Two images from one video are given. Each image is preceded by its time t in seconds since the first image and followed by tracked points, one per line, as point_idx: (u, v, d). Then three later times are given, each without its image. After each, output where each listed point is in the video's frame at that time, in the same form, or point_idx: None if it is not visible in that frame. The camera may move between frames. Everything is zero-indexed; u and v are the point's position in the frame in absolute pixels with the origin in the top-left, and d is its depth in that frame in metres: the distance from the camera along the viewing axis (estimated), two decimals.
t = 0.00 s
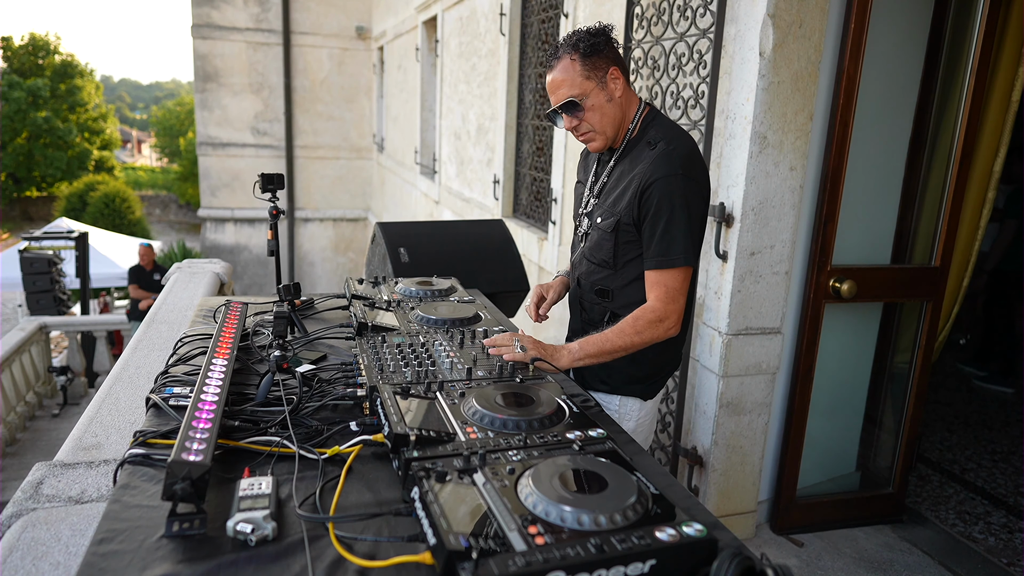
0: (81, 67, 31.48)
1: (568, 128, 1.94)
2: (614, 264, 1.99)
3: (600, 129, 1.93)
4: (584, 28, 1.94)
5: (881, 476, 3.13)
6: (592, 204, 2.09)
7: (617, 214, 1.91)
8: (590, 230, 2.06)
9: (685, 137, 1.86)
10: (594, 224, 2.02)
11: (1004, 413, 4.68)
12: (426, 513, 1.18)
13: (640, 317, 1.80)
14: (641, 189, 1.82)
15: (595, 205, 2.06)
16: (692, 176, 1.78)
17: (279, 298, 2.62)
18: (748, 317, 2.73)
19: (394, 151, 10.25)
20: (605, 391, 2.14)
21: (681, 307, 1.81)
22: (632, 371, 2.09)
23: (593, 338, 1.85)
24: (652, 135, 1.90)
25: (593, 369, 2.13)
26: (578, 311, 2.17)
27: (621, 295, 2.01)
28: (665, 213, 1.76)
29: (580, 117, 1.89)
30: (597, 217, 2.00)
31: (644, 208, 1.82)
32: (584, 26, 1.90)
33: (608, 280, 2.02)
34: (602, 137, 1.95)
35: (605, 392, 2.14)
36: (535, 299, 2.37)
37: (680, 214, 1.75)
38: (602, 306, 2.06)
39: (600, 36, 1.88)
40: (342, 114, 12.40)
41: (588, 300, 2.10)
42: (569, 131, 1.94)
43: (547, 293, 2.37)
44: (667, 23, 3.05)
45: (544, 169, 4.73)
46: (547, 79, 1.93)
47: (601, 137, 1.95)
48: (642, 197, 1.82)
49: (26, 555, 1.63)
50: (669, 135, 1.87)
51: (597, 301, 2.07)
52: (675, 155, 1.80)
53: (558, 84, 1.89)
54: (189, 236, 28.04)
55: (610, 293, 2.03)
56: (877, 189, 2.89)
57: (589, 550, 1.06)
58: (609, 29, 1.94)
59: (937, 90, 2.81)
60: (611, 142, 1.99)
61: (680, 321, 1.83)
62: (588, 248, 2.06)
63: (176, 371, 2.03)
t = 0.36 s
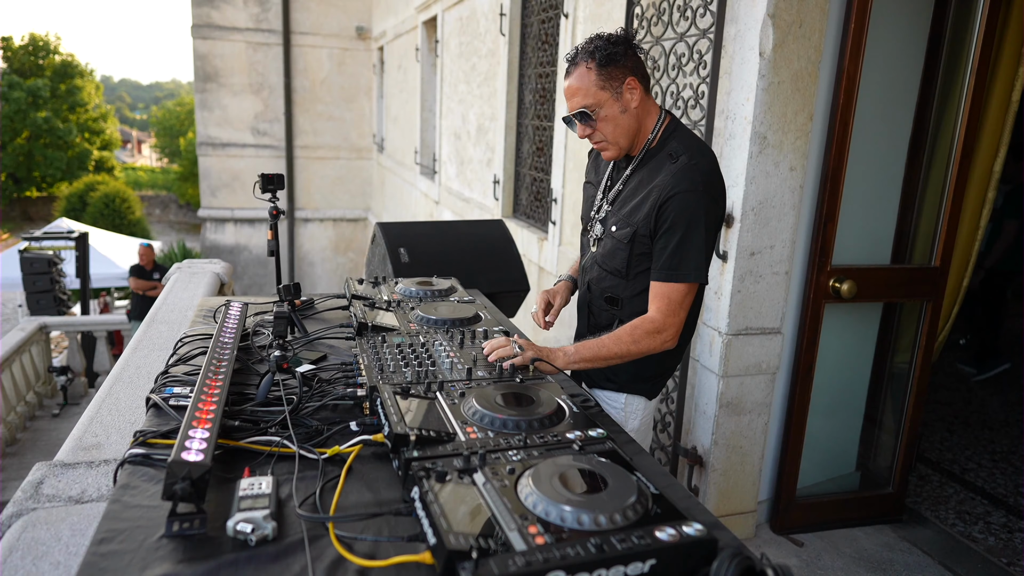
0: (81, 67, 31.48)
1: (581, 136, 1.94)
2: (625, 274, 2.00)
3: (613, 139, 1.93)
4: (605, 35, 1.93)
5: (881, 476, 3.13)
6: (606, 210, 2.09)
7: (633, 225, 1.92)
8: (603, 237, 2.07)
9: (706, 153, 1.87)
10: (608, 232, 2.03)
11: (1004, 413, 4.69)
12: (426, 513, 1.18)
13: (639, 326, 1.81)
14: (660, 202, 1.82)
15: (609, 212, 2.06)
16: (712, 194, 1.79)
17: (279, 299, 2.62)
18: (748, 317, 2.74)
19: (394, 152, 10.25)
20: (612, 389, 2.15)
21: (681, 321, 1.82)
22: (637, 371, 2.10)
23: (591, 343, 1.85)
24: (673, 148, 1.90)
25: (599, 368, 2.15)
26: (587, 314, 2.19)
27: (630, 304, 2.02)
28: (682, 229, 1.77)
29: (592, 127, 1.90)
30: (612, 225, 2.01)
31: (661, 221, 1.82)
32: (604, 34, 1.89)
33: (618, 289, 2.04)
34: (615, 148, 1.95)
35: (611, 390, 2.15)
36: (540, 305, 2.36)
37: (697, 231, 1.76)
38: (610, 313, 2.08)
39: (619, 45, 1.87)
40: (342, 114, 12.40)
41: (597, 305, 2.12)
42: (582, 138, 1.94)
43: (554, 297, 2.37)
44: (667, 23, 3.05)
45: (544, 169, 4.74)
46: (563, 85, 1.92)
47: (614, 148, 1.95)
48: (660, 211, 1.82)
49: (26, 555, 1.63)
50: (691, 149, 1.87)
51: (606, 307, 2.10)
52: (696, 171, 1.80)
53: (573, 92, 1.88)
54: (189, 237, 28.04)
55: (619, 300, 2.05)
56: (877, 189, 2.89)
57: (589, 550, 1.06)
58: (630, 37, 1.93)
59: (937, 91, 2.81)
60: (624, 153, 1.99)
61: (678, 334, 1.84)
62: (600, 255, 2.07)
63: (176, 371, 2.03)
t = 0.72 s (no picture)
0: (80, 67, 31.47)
1: (601, 133, 1.95)
2: (633, 275, 2.00)
3: (633, 139, 1.93)
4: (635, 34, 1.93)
5: (881, 476, 3.13)
6: (618, 209, 2.09)
7: (647, 227, 1.92)
8: (614, 235, 2.07)
9: (724, 161, 1.87)
10: (619, 231, 2.03)
11: (1004, 413, 4.69)
12: (426, 513, 1.18)
13: (642, 327, 1.81)
14: (675, 207, 1.83)
15: (622, 211, 2.06)
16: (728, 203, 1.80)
17: (279, 299, 2.62)
18: (748, 317, 2.74)
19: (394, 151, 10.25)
20: (614, 387, 2.15)
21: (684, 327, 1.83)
22: (638, 371, 2.10)
23: (593, 341, 1.86)
24: (692, 154, 1.90)
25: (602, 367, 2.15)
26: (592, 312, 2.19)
27: (635, 305, 2.03)
28: (695, 236, 1.77)
29: (615, 124, 1.90)
30: (625, 225, 2.01)
31: (675, 226, 1.83)
32: (635, 33, 1.89)
33: (625, 289, 2.04)
34: (634, 147, 1.95)
35: (614, 388, 2.15)
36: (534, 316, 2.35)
37: (711, 239, 1.77)
38: (615, 312, 2.09)
39: (648, 45, 1.87)
40: (342, 114, 12.40)
41: (602, 303, 2.13)
42: (602, 135, 1.95)
43: (549, 307, 2.34)
44: (667, 23, 3.04)
45: (544, 169, 4.73)
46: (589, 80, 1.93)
47: (633, 147, 1.95)
48: (675, 216, 1.83)
49: (26, 555, 1.63)
50: (709, 157, 1.88)
51: (611, 306, 2.10)
52: (714, 179, 1.81)
53: (597, 88, 1.89)
54: (189, 237, 28.04)
55: (625, 301, 2.05)
56: (877, 189, 2.89)
57: (589, 550, 1.06)
58: (660, 38, 1.93)
59: (938, 91, 2.81)
60: (644, 153, 1.99)
61: (679, 338, 1.84)
62: (609, 254, 2.07)
63: (175, 372, 2.03)
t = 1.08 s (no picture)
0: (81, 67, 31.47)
1: (635, 104, 1.92)
2: (635, 267, 2.00)
3: (661, 117, 1.94)
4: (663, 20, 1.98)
5: (881, 476, 3.13)
6: (619, 203, 2.10)
7: (648, 217, 1.93)
8: (616, 230, 2.08)
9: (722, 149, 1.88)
10: (621, 225, 2.04)
11: (1004, 413, 4.69)
12: (426, 513, 1.18)
13: (641, 314, 1.81)
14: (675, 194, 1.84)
15: (623, 205, 2.07)
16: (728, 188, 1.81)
17: (279, 299, 2.62)
18: (748, 317, 2.74)
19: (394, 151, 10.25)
20: (614, 388, 2.16)
21: (685, 312, 1.82)
22: (639, 370, 2.10)
23: (591, 336, 1.85)
24: (691, 145, 1.92)
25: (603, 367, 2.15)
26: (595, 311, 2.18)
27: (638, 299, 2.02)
28: (695, 221, 1.78)
29: (659, 94, 1.89)
30: (626, 219, 2.02)
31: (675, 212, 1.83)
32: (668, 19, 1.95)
33: (627, 283, 2.04)
34: (657, 128, 1.96)
35: (614, 389, 2.15)
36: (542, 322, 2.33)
37: (711, 223, 1.78)
38: (618, 308, 2.08)
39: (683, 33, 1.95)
40: (342, 114, 12.40)
41: (605, 301, 2.12)
42: (636, 107, 1.92)
43: (557, 311, 2.32)
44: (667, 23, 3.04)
45: (544, 169, 4.73)
46: (630, 48, 1.89)
47: (658, 126, 1.96)
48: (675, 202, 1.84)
49: (26, 555, 1.63)
50: (708, 146, 1.89)
51: (614, 302, 2.09)
52: (712, 165, 1.82)
53: (646, 56, 1.87)
54: (189, 237, 28.05)
55: (628, 295, 2.04)
56: (877, 189, 2.89)
57: (589, 550, 1.06)
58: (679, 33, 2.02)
59: (937, 90, 2.81)
60: (657, 135, 2.00)
61: (679, 323, 1.84)
62: (611, 249, 2.08)
63: (175, 371, 2.03)
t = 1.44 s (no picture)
0: (80, 67, 31.46)
1: (654, 82, 1.92)
2: (641, 259, 1.99)
3: (676, 100, 1.95)
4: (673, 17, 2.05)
5: (881, 476, 3.13)
6: (621, 194, 2.08)
7: (656, 206, 1.93)
8: (620, 222, 2.06)
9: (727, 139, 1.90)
10: (626, 216, 2.03)
11: (1004, 413, 4.68)
12: (426, 513, 1.18)
13: (637, 300, 1.82)
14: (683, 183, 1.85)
15: (627, 196, 2.06)
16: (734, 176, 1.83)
17: (279, 298, 2.62)
18: (748, 317, 2.73)
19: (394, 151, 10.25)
20: (617, 393, 2.15)
21: (682, 294, 1.84)
22: (645, 369, 2.09)
23: (588, 329, 1.86)
24: (695, 135, 1.93)
25: (604, 366, 2.15)
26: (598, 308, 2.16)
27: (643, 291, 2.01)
28: (704, 208, 1.80)
29: (680, 75, 1.91)
30: (631, 209, 2.01)
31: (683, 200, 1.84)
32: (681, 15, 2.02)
33: (633, 276, 2.02)
34: (671, 111, 1.96)
35: (617, 394, 2.14)
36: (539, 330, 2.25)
37: (719, 211, 1.80)
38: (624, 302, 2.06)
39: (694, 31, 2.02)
40: (342, 114, 12.40)
41: (611, 295, 2.10)
42: (654, 84, 1.92)
43: (552, 323, 2.24)
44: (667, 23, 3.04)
45: (544, 169, 4.73)
46: (654, 28, 1.93)
47: (672, 109, 1.96)
48: (683, 190, 1.84)
49: (26, 555, 1.63)
50: (713, 136, 1.90)
51: (620, 296, 2.07)
52: (719, 153, 1.84)
53: (668, 37, 1.91)
54: (189, 237, 28.04)
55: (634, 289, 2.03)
56: (876, 190, 2.89)
57: (589, 550, 1.06)
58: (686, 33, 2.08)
59: (938, 89, 2.81)
60: (667, 123, 2.00)
61: (675, 305, 1.85)
62: (616, 241, 2.06)
63: (176, 371, 2.03)
